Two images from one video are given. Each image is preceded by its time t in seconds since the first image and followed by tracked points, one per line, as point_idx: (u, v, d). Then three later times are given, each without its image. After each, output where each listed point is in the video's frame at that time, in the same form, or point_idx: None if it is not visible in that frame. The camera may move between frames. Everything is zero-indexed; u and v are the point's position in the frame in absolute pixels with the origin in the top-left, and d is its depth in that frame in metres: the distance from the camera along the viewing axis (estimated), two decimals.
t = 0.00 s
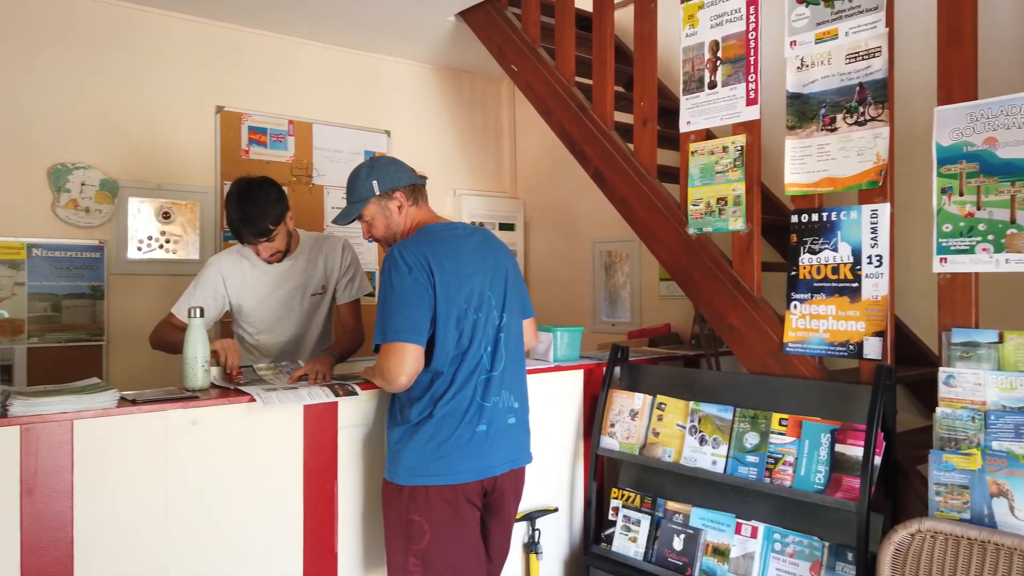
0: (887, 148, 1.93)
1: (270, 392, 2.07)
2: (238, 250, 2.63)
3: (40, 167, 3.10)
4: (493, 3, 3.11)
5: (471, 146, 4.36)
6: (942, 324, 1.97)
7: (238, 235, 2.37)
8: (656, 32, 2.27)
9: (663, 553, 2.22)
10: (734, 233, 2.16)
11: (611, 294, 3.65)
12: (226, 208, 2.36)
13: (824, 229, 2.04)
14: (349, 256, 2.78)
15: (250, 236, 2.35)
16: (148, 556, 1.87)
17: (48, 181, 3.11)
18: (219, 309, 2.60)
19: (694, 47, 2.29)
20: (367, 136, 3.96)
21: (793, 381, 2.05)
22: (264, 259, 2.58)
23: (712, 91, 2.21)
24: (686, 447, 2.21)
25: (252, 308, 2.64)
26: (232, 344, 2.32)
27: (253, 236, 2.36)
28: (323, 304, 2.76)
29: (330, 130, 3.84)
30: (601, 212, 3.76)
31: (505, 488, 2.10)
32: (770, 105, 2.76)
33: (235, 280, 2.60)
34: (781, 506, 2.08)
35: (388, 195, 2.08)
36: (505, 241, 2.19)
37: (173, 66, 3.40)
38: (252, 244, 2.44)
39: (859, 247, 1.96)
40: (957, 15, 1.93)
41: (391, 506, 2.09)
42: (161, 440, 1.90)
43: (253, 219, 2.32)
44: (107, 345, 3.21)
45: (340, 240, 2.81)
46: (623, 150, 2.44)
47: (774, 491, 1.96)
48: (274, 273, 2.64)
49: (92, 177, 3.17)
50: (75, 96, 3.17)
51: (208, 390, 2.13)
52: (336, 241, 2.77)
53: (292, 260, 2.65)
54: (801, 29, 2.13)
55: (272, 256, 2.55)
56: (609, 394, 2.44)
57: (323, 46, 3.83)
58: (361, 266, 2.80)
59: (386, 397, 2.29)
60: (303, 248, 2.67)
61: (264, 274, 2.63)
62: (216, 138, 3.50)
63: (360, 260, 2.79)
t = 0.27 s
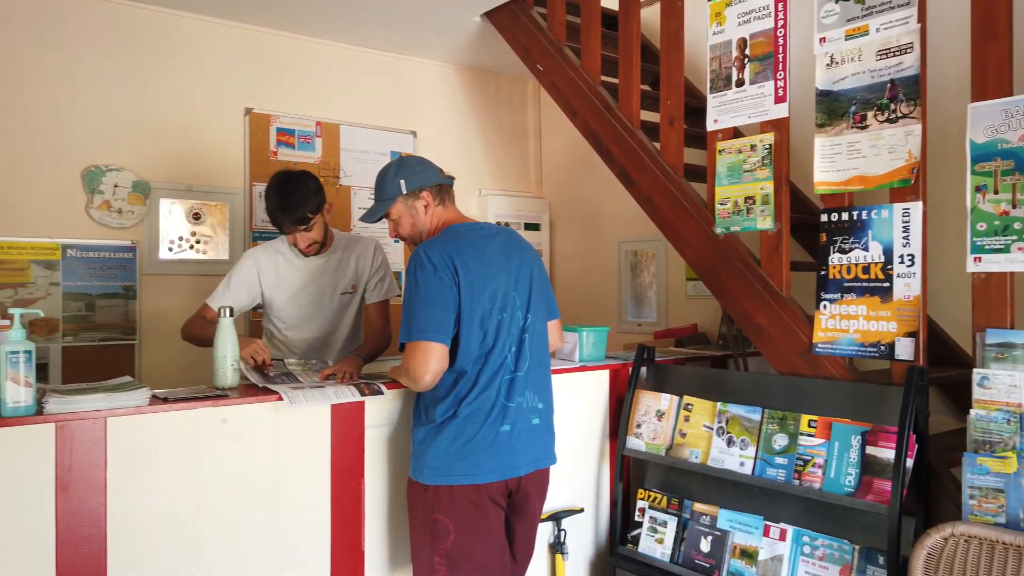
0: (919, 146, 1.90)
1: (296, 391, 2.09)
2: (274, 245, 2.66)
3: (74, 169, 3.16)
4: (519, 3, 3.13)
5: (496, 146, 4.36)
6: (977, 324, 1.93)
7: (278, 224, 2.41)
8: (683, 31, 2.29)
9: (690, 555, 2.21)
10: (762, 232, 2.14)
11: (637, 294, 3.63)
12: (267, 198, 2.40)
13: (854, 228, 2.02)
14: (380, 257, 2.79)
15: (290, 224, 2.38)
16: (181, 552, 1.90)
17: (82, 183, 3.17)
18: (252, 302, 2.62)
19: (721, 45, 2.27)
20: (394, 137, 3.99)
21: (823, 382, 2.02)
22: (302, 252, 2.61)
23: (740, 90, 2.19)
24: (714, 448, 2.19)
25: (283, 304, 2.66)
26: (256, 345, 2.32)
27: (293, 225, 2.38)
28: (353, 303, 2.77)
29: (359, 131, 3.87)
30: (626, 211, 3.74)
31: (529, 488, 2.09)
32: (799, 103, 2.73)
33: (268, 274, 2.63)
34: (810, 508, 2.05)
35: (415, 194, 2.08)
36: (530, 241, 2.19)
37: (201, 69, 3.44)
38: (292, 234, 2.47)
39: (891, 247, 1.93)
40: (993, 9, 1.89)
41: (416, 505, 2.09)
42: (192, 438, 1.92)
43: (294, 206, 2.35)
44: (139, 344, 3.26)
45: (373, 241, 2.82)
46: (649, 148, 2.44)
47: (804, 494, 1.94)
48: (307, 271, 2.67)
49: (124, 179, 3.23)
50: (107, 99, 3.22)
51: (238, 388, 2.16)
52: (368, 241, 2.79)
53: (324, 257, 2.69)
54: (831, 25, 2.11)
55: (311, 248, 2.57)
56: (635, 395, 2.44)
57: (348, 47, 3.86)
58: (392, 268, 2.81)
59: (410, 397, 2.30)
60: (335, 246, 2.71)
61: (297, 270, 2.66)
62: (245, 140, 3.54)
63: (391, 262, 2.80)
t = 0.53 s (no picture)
0: (955, 143, 1.86)
1: (325, 389, 2.12)
2: (313, 244, 2.70)
3: (110, 171, 3.21)
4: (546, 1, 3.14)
5: (523, 146, 4.36)
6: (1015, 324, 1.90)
7: (315, 222, 2.43)
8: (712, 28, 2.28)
9: (720, 557, 2.19)
10: (793, 231, 2.12)
11: (666, 294, 3.61)
12: (304, 197, 2.43)
13: (888, 227, 1.98)
14: (417, 260, 2.77)
15: (326, 221, 2.41)
16: (214, 548, 1.93)
17: (117, 185, 3.22)
18: (289, 300, 2.67)
19: (751, 42, 2.25)
20: (422, 137, 4.01)
21: (856, 384, 1.99)
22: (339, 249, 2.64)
23: (770, 87, 2.17)
24: (744, 450, 2.17)
25: (318, 303, 2.70)
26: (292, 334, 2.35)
27: (330, 222, 2.41)
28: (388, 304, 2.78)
29: (388, 132, 3.90)
30: (654, 211, 3.72)
31: (556, 489, 2.08)
32: (831, 100, 2.69)
33: (306, 273, 2.67)
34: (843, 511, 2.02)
35: (445, 192, 2.09)
36: (559, 242, 2.18)
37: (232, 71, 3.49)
38: (328, 231, 2.49)
39: (925, 246, 1.89)
40: None
41: (442, 505, 2.09)
42: (224, 435, 1.95)
43: (331, 204, 2.37)
44: (173, 343, 3.32)
45: (410, 243, 2.82)
46: (677, 146, 2.43)
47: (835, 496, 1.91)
48: (342, 270, 2.70)
49: (158, 181, 3.28)
50: (140, 102, 3.27)
51: (269, 386, 2.19)
52: (406, 243, 2.79)
53: (361, 257, 2.72)
54: (864, 21, 2.07)
55: (347, 246, 2.59)
56: (664, 395, 2.42)
57: (376, 48, 3.88)
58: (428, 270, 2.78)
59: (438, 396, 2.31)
60: (372, 246, 2.73)
61: (333, 270, 2.69)
62: (275, 141, 3.59)
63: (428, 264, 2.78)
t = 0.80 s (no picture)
0: (990, 140, 1.82)
1: (352, 388, 2.13)
2: (347, 246, 2.75)
3: (142, 173, 3.26)
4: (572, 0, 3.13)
5: (548, 146, 4.36)
6: None
7: (346, 226, 2.46)
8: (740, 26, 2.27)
9: (748, 559, 2.17)
10: (823, 230, 2.09)
11: (693, 294, 3.59)
12: (336, 200, 2.46)
13: (920, 226, 1.94)
14: (449, 264, 2.79)
15: (357, 224, 2.43)
16: (245, 545, 1.95)
17: (149, 187, 3.27)
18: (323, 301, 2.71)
19: (779, 39, 2.23)
20: (448, 137, 4.03)
21: (888, 385, 1.96)
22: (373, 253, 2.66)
23: (799, 85, 2.14)
24: (772, 451, 2.15)
25: (351, 304, 2.73)
26: (326, 312, 2.25)
27: (360, 225, 2.43)
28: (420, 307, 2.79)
29: (413, 133, 3.92)
30: (681, 210, 3.70)
31: (582, 489, 2.07)
32: (862, 97, 2.66)
33: (339, 274, 2.72)
34: (873, 514, 1.99)
35: (474, 192, 2.09)
36: (587, 243, 2.18)
37: (260, 74, 3.53)
38: (359, 234, 2.51)
39: (959, 245, 1.85)
40: None
41: (468, 505, 2.10)
42: (253, 434, 1.97)
43: (360, 207, 2.39)
44: (203, 342, 3.36)
45: (443, 248, 2.84)
46: (704, 145, 2.42)
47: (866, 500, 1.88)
48: (375, 273, 2.73)
49: (189, 183, 3.33)
50: (171, 105, 3.32)
51: (298, 385, 2.21)
52: (439, 248, 2.81)
53: (394, 260, 2.74)
54: (895, 17, 2.04)
55: (379, 249, 2.61)
56: (690, 396, 2.41)
57: (401, 49, 3.90)
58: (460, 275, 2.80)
59: (464, 395, 2.32)
60: (405, 249, 2.76)
61: (367, 272, 2.72)
62: (303, 142, 3.62)
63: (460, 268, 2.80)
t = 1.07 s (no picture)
0: None
1: (379, 387, 2.14)
2: (379, 247, 2.80)
3: (173, 174, 3.31)
4: None
5: (574, 146, 4.35)
6: None
7: (375, 228, 2.48)
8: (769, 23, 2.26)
9: (776, 562, 2.15)
10: (854, 229, 2.06)
11: (721, 294, 3.56)
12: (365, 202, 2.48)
13: (954, 224, 1.90)
14: (479, 265, 2.80)
15: (385, 227, 2.44)
16: (274, 543, 1.98)
17: (180, 188, 3.32)
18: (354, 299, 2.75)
19: (809, 36, 2.20)
20: (473, 137, 4.04)
21: (919, 387, 1.92)
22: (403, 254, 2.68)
23: (829, 82, 2.11)
24: (801, 453, 2.13)
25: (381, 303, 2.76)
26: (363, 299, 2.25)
27: (389, 228, 2.44)
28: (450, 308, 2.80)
29: (439, 133, 3.93)
30: (709, 210, 3.67)
31: (609, 489, 2.07)
32: (894, 94, 2.62)
33: (370, 274, 2.76)
34: (906, 518, 1.96)
35: (502, 191, 2.10)
36: (615, 243, 2.17)
37: (288, 76, 3.56)
38: (388, 236, 2.53)
39: (994, 244, 1.81)
40: None
41: (495, 504, 2.10)
42: (282, 432, 1.99)
43: (389, 209, 2.41)
44: (233, 341, 3.41)
45: (474, 249, 2.85)
46: (733, 144, 2.41)
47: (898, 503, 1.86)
48: (405, 272, 2.76)
49: (220, 184, 3.38)
50: (201, 107, 3.37)
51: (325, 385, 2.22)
52: (470, 250, 2.83)
53: (424, 261, 2.77)
54: (927, 13, 2.01)
55: (408, 250, 2.62)
56: (718, 397, 2.40)
57: (426, 50, 3.92)
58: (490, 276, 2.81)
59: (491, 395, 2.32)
60: (436, 250, 2.79)
61: (398, 272, 2.76)
62: (331, 143, 3.65)
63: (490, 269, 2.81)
